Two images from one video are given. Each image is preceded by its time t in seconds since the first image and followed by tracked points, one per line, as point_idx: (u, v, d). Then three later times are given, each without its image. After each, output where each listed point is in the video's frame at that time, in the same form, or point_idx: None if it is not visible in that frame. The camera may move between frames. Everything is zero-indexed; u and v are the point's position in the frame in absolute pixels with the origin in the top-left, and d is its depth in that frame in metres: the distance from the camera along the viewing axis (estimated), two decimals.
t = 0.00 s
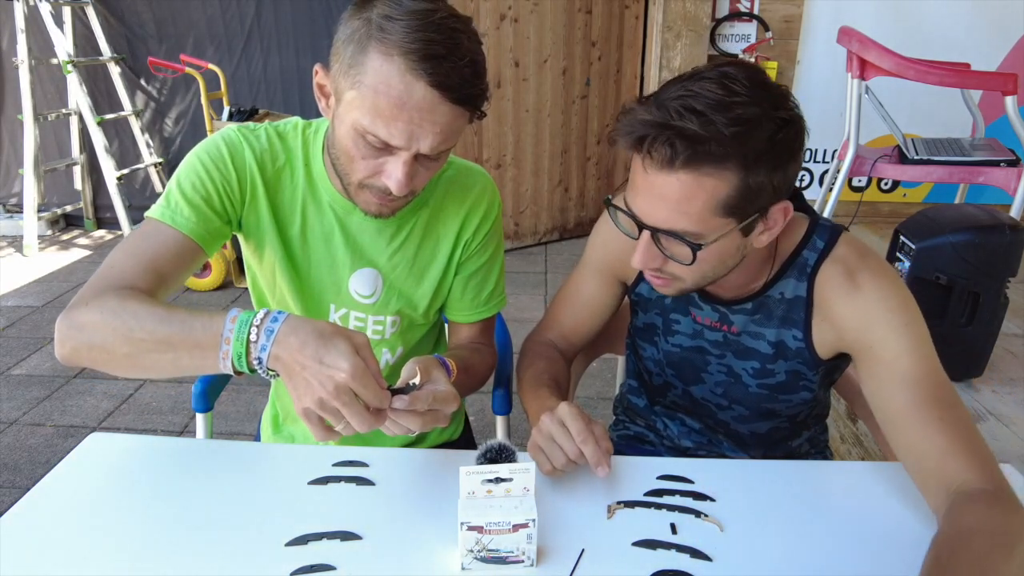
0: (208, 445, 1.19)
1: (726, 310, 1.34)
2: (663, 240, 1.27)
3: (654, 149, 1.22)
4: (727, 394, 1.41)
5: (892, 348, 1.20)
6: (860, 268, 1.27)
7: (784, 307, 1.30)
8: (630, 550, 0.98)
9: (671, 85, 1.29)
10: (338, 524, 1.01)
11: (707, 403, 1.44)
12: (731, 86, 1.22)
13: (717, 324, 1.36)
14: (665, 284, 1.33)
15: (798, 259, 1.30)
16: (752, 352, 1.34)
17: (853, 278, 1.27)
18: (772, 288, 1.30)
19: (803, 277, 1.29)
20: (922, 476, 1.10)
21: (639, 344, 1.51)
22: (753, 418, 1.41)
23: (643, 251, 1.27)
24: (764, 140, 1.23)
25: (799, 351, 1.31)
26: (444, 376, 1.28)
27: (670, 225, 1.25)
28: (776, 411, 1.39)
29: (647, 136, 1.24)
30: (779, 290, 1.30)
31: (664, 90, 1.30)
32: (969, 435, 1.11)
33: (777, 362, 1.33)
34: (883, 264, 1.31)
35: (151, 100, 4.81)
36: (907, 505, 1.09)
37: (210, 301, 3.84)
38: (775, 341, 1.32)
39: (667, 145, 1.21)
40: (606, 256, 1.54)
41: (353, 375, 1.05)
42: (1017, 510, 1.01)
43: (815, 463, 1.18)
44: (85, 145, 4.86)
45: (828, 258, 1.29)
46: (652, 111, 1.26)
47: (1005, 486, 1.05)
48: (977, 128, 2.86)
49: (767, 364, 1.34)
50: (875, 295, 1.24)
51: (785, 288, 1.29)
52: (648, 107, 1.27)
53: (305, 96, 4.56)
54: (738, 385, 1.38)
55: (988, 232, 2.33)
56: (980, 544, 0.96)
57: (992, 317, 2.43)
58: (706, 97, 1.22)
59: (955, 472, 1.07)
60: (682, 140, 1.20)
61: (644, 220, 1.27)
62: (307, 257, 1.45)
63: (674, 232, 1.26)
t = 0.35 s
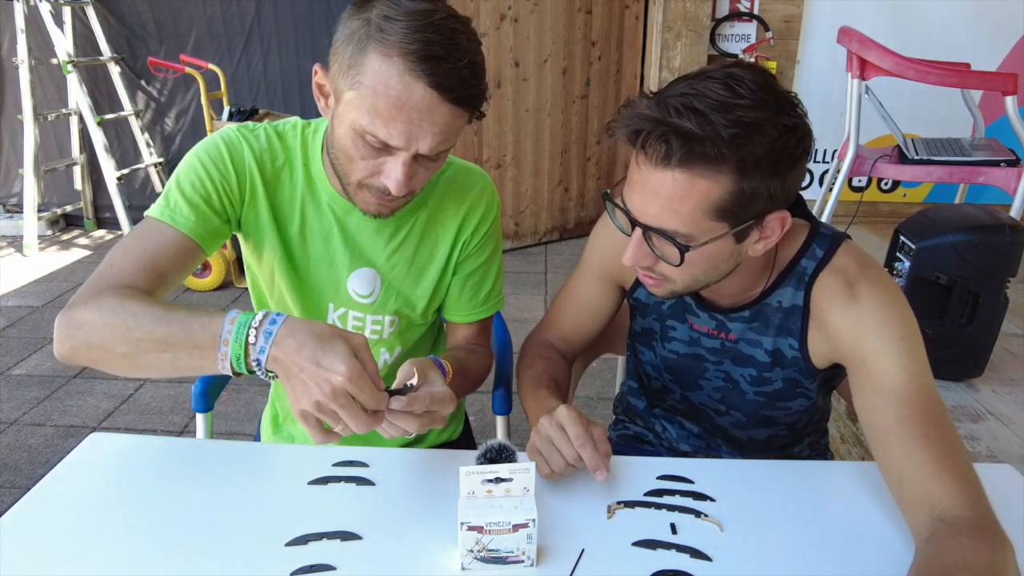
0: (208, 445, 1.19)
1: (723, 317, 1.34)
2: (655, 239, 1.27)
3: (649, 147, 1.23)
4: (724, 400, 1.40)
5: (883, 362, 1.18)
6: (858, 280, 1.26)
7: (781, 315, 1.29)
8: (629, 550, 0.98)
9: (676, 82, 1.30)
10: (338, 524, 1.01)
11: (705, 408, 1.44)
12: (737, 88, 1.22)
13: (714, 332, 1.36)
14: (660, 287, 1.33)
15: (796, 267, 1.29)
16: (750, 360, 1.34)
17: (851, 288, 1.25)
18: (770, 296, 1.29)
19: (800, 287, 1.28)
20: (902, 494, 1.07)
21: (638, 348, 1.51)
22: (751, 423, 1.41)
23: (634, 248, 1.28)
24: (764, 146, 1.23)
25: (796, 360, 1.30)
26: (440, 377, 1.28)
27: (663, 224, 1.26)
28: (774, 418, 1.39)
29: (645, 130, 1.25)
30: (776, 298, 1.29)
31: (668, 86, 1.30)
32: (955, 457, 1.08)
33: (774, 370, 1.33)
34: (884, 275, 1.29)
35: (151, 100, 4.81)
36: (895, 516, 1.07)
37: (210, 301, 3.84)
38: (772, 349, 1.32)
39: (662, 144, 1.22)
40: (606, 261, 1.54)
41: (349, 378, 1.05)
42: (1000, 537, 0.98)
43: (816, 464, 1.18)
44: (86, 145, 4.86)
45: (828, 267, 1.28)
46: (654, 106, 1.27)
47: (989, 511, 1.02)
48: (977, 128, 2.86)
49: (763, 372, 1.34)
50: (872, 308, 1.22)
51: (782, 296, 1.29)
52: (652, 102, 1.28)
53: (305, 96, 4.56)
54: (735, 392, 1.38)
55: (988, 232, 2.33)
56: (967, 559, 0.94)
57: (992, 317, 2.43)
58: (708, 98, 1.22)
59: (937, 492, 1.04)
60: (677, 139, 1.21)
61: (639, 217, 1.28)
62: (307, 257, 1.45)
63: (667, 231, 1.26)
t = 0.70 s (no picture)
0: (208, 445, 1.19)
1: (726, 317, 1.34)
2: (666, 246, 1.27)
3: (656, 152, 1.22)
4: (729, 399, 1.41)
5: (886, 354, 1.18)
6: (861, 276, 1.25)
7: (784, 314, 1.30)
8: (629, 550, 0.98)
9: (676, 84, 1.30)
10: (338, 524, 1.01)
11: (710, 407, 1.44)
12: (739, 89, 1.23)
13: (718, 332, 1.36)
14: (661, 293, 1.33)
15: (797, 265, 1.29)
16: (754, 359, 1.34)
17: (854, 284, 1.25)
18: (771, 296, 1.30)
19: (802, 284, 1.29)
20: (914, 487, 1.08)
21: (640, 351, 1.51)
22: (755, 424, 1.40)
23: (645, 257, 1.27)
24: (768, 148, 1.23)
25: (800, 360, 1.30)
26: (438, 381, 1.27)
27: (672, 228, 1.25)
28: (778, 419, 1.38)
29: (649, 136, 1.24)
30: (777, 297, 1.30)
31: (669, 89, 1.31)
32: (963, 446, 1.08)
33: (778, 370, 1.33)
34: (886, 271, 1.28)
35: (151, 100, 4.81)
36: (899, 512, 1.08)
37: (210, 301, 3.84)
38: (776, 349, 1.32)
39: (667, 147, 1.21)
40: (604, 266, 1.53)
41: (347, 385, 1.05)
42: (1008, 525, 0.99)
43: (817, 464, 1.18)
44: (86, 145, 4.86)
45: (828, 265, 1.28)
46: (657, 111, 1.27)
47: (997, 499, 1.03)
48: (977, 128, 2.86)
49: (767, 372, 1.34)
50: (873, 300, 1.22)
51: (783, 295, 1.30)
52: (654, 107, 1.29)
53: (305, 96, 4.56)
54: (740, 391, 1.39)
55: (988, 232, 2.33)
56: (972, 550, 0.95)
57: (992, 318, 2.43)
58: (709, 100, 1.23)
59: (945, 484, 1.05)
60: (683, 143, 1.21)
61: (648, 224, 1.27)
62: (307, 256, 1.45)
63: (678, 237, 1.26)
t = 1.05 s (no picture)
0: (207, 445, 1.19)
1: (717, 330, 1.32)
2: (698, 284, 1.16)
3: (685, 193, 1.11)
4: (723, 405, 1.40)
5: (874, 355, 1.18)
6: (847, 279, 1.26)
7: (773, 323, 1.28)
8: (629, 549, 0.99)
9: (667, 120, 1.21)
10: (338, 524, 1.01)
11: (706, 412, 1.44)
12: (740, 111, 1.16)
13: (710, 343, 1.35)
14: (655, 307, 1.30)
15: (784, 274, 1.28)
16: (745, 368, 1.33)
17: (841, 288, 1.25)
18: (762, 305, 1.28)
19: (789, 293, 1.27)
20: (912, 487, 1.08)
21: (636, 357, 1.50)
22: (750, 429, 1.39)
23: (679, 303, 1.18)
24: (786, 164, 1.17)
25: (790, 367, 1.29)
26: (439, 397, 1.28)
27: (705, 266, 1.14)
28: (773, 423, 1.37)
29: (673, 179, 1.12)
30: (767, 306, 1.28)
31: (661, 126, 1.22)
32: (958, 441, 1.09)
33: (769, 377, 1.32)
34: (872, 272, 1.29)
35: (151, 99, 4.80)
36: (896, 512, 1.08)
37: (210, 300, 3.84)
38: (765, 357, 1.31)
39: (698, 187, 1.10)
40: (594, 275, 1.52)
41: (333, 397, 1.05)
42: (1007, 519, 1.00)
43: (817, 463, 1.19)
44: (85, 145, 4.86)
45: (815, 272, 1.27)
46: (666, 151, 1.16)
47: (994, 492, 1.04)
48: (977, 128, 2.86)
49: (759, 380, 1.33)
50: (859, 301, 1.22)
51: (770, 305, 1.28)
52: (657, 149, 1.18)
53: (305, 96, 4.56)
54: (732, 399, 1.38)
55: (988, 232, 2.33)
56: (969, 547, 0.95)
57: (992, 318, 2.43)
58: (715, 127, 1.14)
59: (940, 481, 1.05)
60: (712, 180, 1.10)
61: (675, 266, 1.16)
62: (307, 257, 1.45)
63: (712, 274, 1.15)
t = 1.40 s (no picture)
0: (207, 445, 1.19)
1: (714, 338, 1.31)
2: (699, 305, 1.16)
3: (687, 219, 1.10)
4: (720, 412, 1.39)
5: (871, 358, 1.18)
6: (844, 281, 1.25)
7: (768, 329, 1.28)
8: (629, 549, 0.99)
9: (665, 137, 1.19)
10: (338, 524, 1.01)
11: (704, 418, 1.43)
12: (739, 129, 1.14)
13: (708, 352, 1.34)
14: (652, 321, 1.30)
15: (781, 281, 1.28)
16: (742, 376, 1.32)
17: (838, 289, 1.25)
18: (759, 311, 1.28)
19: (784, 299, 1.27)
20: (913, 489, 1.08)
21: (634, 364, 1.50)
22: (749, 434, 1.39)
23: (680, 323, 1.18)
24: (787, 181, 1.15)
25: (786, 373, 1.29)
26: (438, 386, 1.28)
27: (707, 288, 1.14)
28: (771, 428, 1.37)
29: (675, 205, 1.11)
30: (765, 313, 1.28)
31: (659, 144, 1.19)
32: (958, 443, 1.09)
33: (766, 383, 1.31)
34: (867, 272, 1.29)
35: (151, 100, 4.80)
36: (896, 513, 1.08)
37: (210, 301, 3.84)
38: (761, 364, 1.30)
39: (700, 214, 1.09)
40: (587, 282, 1.52)
41: (332, 389, 1.05)
42: (1007, 519, 1.00)
43: (818, 464, 1.19)
44: (85, 145, 4.86)
45: (810, 275, 1.27)
46: (666, 173, 1.14)
47: (995, 493, 1.04)
48: (978, 128, 2.86)
49: (755, 387, 1.32)
50: (856, 303, 1.22)
51: (767, 311, 1.28)
52: (655, 170, 1.16)
53: (305, 96, 4.56)
54: (729, 406, 1.37)
55: (988, 232, 2.33)
56: (971, 547, 0.95)
57: (993, 318, 2.42)
58: (715, 148, 1.12)
59: (941, 483, 1.05)
60: (715, 205, 1.09)
61: (676, 288, 1.16)
62: (307, 256, 1.45)
63: (713, 295, 1.15)
